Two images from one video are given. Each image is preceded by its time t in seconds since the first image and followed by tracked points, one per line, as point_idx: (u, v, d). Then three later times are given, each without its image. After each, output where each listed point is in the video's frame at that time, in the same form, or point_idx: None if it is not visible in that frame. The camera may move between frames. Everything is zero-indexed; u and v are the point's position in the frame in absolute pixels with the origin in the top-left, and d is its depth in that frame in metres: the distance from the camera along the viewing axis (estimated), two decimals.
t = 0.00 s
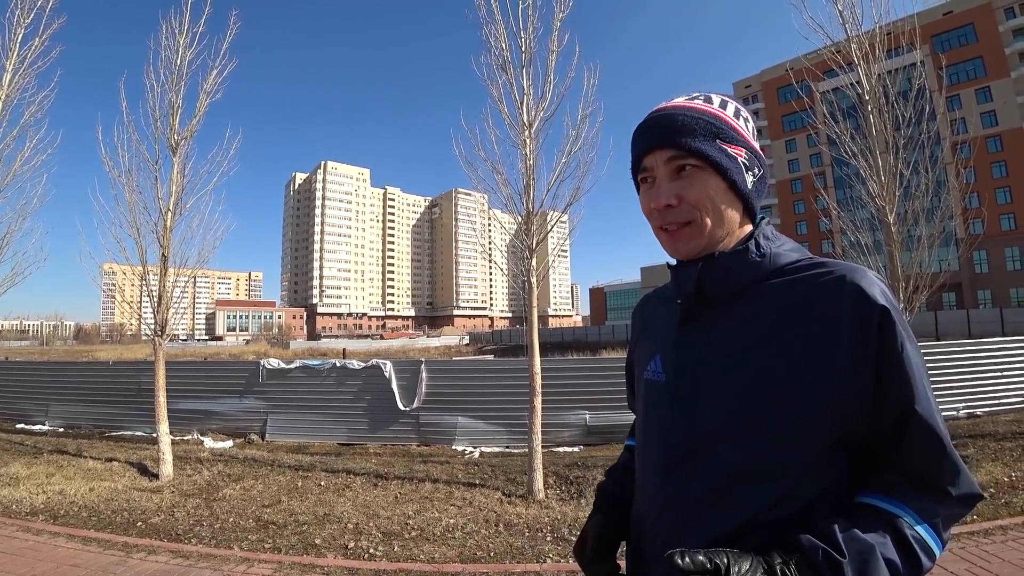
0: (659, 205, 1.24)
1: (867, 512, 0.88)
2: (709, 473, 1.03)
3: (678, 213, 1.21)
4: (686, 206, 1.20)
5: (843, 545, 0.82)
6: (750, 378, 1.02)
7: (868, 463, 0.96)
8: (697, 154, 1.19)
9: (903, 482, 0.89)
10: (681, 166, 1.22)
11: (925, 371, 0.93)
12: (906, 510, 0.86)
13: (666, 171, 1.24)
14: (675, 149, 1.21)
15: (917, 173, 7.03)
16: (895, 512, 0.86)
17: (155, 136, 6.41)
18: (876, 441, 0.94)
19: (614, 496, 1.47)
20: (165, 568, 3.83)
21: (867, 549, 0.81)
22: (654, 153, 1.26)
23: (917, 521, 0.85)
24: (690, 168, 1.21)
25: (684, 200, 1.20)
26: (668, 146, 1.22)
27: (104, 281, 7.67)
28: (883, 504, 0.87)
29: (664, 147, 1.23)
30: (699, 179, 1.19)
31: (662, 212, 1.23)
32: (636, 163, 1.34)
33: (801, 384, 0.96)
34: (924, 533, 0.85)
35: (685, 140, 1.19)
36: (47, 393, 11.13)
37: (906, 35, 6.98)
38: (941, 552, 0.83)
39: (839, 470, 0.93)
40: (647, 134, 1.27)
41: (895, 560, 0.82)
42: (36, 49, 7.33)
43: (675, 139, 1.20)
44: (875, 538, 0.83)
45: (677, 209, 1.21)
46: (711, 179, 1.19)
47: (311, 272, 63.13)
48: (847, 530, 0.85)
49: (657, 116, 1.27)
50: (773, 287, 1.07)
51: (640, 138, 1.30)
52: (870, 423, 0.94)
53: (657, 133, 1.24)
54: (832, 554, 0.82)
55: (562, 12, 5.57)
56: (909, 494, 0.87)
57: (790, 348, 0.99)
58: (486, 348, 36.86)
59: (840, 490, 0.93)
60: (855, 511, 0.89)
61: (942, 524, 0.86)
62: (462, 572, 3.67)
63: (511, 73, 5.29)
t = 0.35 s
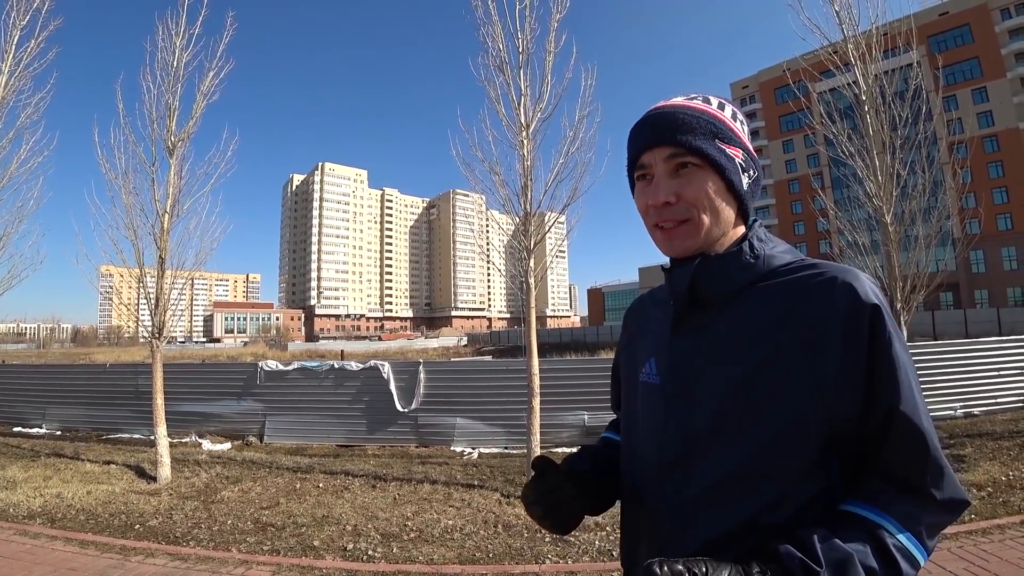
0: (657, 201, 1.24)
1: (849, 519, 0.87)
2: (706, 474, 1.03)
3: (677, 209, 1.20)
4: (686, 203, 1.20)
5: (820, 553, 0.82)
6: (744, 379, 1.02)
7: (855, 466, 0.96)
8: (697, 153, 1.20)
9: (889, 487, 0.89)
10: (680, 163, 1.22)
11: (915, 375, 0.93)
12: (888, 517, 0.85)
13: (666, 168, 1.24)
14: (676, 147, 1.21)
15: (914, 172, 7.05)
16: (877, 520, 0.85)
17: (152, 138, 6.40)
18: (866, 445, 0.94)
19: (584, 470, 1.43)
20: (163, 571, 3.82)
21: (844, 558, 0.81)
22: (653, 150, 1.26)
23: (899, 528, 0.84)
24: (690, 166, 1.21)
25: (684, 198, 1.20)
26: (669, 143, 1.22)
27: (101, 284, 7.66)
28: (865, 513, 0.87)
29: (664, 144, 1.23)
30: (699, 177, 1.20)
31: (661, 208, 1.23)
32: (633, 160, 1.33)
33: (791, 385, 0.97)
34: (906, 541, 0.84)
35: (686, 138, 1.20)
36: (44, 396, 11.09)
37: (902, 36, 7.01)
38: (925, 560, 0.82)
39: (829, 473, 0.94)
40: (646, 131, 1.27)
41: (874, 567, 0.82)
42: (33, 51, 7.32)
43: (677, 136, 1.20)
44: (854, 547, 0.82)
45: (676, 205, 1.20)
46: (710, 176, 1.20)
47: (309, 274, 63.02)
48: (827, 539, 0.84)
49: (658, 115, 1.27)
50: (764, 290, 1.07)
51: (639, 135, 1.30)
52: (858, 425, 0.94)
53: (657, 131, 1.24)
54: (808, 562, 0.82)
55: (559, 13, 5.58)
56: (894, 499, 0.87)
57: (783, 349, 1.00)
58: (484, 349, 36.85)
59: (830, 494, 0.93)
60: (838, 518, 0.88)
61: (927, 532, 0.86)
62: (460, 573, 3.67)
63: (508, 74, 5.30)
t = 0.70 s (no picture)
0: (678, 189, 1.20)
1: (851, 527, 0.89)
2: (706, 476, 1.02)
3: (699, 200, 1.18)
4: (708, 196, 1.18)
5: (826, 563, 0.84)
6: (745, 382, 1.02)
7: (853, 470, 0.97)
8: (722, 148, 1.20)
9: (886, 492, 0.90)
10: (704, 156, 1.21)
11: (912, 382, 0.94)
12: (888, 524, 0.86)
13: (690, 158, 1.21)
14: (704, 138, 1.20)
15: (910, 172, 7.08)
16: (878, 527, 0.87)
17: (148, 138, 6.37)
18: (863, 449, 0.95)
19: (564, 510, 1.42)
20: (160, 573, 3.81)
21: (849, 567, 0.82)
22: (678, 138, 1.23)
23: (898, 535, 0.86)
24: (714, 160, 1.21)
25: (707, 190, 1.18)
26: (698, 133, 1.20)
27: (97, 285, 7.63)
28: (865, 521, 0.88)
29: (691, 133, 1.21)
30: (723, 171, 1.20)
31: (683, 197, 1.19)
32: (650, 147, 1.29)
33: (793, 388, 0.98)
34: (903, 545, 0.85)
35: (715, 130, 1.19)
36: (39, 398, 11.04)
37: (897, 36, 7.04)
38: (923, 563, 0.84)
39: (828, 476, 0.94)
40: (674, 116, 1.24)
41: None
42: (28, 52, 7.29)
43: (706, 127, 1.19)
44: (858, 557, 0.84)
45: (698, 197, 1.18)
46: (732, 174, 1.20)
47: (306, 275, 62.89)
48: (831, 549, 0.86)
49: (687, 102, 1.25)
50: (765, 295, 1.08)
51: (663, 120, 1.26)
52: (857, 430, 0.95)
53: (688, 118, 1.21)
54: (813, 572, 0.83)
55: (555, 13, 5.58)
56: (893, 503, 0.88)
57: (785, 352, 1.00)
58: (482, 350, 36.85)
59: (828, 498, 0.95)
60: (840, 527, 0.90)
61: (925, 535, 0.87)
62: (458, 574, 3.67)
63: (505, 75, 5.30)
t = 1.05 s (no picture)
0: (703, 196, 1.18)
1: (846, 524, 0.90)
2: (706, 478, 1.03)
3: (723, 206, 1.18)
4: (730, 201, 1.18)
5: (825, 560, 0.85)
6: (744, 384, 1.03)
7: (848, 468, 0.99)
8: (741, 154, 1.23)
9: (880, 489, 0.91)
10: (725, 162, 1.22)
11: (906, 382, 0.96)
12: (882, 520, 0.88)
13: (712, 163, 1.21)
14: (727, 143, 1.20)
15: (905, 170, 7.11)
16: (871, 524, 0.88)
17: (141, 139, 6.34)
18: (858, 448, 0.96)
19: (555, 509, 1.42)
20: None
21: (847, 564, 0.84)
22: (701, 142, 1.21)
23: (891, 531, 0.87)
24: (734, 165, 1.22)
25: (730, 196, 1.18)
26: (722, 138, 1.20)
27: (92, 287, 7.59)
28: (857, 517, 0.89)
29: (715, 138, 1.20)
30: (742, 177, 1.22)
31: (708, 204, 1.18)
32: (668, 148, 1.24)
33: (793, 389, 0.98)
34: (896, 540, 0.87)
35: (737, 136, 1.21)
36: (34, 401, 10.99)
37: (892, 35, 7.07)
38: (914, 557, 0.86)
39: (824, 475, 0.96)
40: (698, 119, 1.20)
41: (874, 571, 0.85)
42: (19, 52, 7.23)
43: (730, 133, 1.20)
44: (854, 552, 0.85)
45: (722, 204, 1.18)
46: (747, 180, 1.24)
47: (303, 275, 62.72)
48: (828, 544, 0.87)
49: (706, 104, 1.23)
50: (763, 296, 1.09)
51: (685, 120, 1.21)
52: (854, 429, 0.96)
53: (713, 122, 1.19)
54: (813, 569, 0.84)
55: (550, 13, 5.58)
56: (887, 500, 0.90)
57: (784, 354, 1.01)
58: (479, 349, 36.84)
59: (823, 496, 0.96)
60: (834, 523, 0.91)
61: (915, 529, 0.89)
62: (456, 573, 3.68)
63: (500, 74, 5.30)
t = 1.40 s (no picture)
0: (701, 198, 1.19)
1: (847, 519, 0.91)
2: (704, 478, 1.03)
3: (720, 209, 1.18)
4: (727, 204, 1.19)
5: (831, 557, 0.85)
6: (742, 386, 1.03)
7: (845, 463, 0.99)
8: (738, 155, 1.24)
9: (877, 483, 0.92)
10: (723, 164, 1.23)
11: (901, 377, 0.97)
12: (882, 513, 0.89)
13: (710, 165, 1.22)
14: (725, 145, 1.21)
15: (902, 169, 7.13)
16: (870, 516, 0.89)
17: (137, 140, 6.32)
18: (854, 445, 0.97)
19: (560, 509, 1.43)
20: None
21: (852, 560, 0.84)
22: (699, 144, 1.21)
23: (890, 522, 0.88)
24: (731, 167, 1.23)
25: (726, 198, 1.19)
26: (720, 140, 1.20)
27: (89, 289, 7.57)
28: (855, 510, 0.90)
29: (713, 140, 1.21)
30: (739, 180, 1.23)
31: (706, 206, 1.18)
32: (665, 149, 1.24)
33: (791, 389, 0.99)
34: (896, 531, 0.88)
35: (735, 139, 1.21)
36: (32, 403, 10.95)
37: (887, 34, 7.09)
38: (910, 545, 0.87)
39: (821, 472, 0.96)
40: (695, 121, 1.21)
41: (876, 563, 0.86)
42: (15, 54, 7.20)
43: (728, 135, 1.20)
44: (857, 547, 0.86)
45: (719, 206, 1.18)
46: (743, 182, 1.25)
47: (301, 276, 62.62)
48: (833, 540, 0.88)
49: (705, 105, 1.23)
50: (760, 295, 1.09)
51: (683, 121, 1.21)
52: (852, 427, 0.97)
53: (711, 124, 1.20)
54: (821, 568, 0.84)
55: (547, 13, 5.58)
56: (886, 493, 0.90)
57: (781, 354, 1.01)
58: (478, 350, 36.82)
59: (822, 491, 0.96)
60: (834, 517, 0.92)
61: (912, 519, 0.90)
62: (455, 574, 3.68)
63: (497, 75, 5.30)
